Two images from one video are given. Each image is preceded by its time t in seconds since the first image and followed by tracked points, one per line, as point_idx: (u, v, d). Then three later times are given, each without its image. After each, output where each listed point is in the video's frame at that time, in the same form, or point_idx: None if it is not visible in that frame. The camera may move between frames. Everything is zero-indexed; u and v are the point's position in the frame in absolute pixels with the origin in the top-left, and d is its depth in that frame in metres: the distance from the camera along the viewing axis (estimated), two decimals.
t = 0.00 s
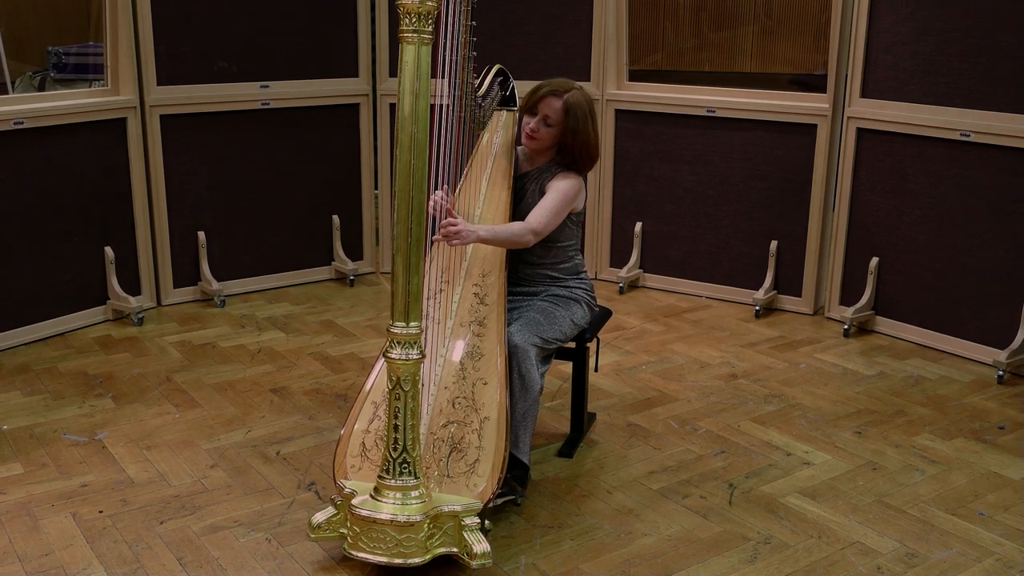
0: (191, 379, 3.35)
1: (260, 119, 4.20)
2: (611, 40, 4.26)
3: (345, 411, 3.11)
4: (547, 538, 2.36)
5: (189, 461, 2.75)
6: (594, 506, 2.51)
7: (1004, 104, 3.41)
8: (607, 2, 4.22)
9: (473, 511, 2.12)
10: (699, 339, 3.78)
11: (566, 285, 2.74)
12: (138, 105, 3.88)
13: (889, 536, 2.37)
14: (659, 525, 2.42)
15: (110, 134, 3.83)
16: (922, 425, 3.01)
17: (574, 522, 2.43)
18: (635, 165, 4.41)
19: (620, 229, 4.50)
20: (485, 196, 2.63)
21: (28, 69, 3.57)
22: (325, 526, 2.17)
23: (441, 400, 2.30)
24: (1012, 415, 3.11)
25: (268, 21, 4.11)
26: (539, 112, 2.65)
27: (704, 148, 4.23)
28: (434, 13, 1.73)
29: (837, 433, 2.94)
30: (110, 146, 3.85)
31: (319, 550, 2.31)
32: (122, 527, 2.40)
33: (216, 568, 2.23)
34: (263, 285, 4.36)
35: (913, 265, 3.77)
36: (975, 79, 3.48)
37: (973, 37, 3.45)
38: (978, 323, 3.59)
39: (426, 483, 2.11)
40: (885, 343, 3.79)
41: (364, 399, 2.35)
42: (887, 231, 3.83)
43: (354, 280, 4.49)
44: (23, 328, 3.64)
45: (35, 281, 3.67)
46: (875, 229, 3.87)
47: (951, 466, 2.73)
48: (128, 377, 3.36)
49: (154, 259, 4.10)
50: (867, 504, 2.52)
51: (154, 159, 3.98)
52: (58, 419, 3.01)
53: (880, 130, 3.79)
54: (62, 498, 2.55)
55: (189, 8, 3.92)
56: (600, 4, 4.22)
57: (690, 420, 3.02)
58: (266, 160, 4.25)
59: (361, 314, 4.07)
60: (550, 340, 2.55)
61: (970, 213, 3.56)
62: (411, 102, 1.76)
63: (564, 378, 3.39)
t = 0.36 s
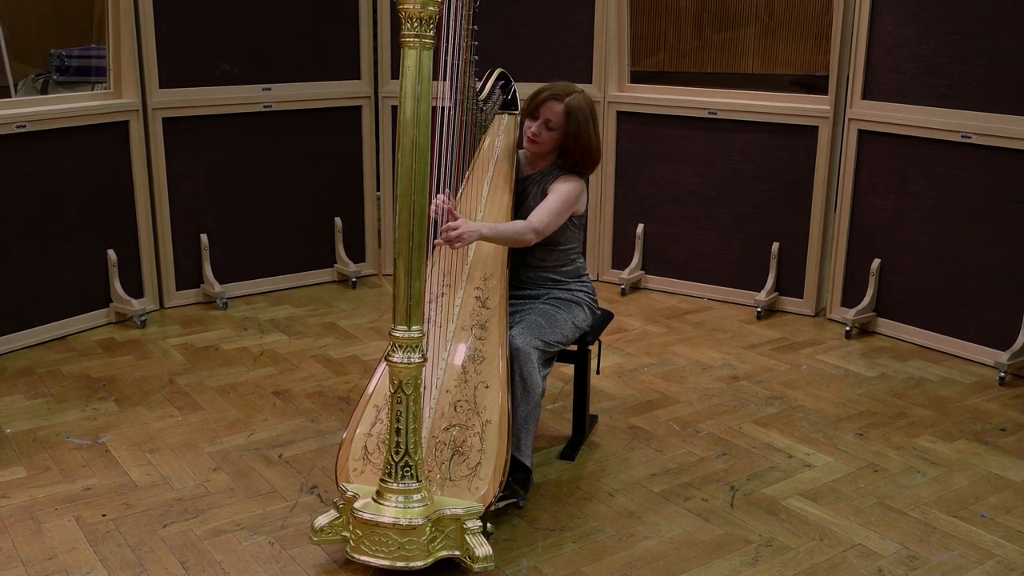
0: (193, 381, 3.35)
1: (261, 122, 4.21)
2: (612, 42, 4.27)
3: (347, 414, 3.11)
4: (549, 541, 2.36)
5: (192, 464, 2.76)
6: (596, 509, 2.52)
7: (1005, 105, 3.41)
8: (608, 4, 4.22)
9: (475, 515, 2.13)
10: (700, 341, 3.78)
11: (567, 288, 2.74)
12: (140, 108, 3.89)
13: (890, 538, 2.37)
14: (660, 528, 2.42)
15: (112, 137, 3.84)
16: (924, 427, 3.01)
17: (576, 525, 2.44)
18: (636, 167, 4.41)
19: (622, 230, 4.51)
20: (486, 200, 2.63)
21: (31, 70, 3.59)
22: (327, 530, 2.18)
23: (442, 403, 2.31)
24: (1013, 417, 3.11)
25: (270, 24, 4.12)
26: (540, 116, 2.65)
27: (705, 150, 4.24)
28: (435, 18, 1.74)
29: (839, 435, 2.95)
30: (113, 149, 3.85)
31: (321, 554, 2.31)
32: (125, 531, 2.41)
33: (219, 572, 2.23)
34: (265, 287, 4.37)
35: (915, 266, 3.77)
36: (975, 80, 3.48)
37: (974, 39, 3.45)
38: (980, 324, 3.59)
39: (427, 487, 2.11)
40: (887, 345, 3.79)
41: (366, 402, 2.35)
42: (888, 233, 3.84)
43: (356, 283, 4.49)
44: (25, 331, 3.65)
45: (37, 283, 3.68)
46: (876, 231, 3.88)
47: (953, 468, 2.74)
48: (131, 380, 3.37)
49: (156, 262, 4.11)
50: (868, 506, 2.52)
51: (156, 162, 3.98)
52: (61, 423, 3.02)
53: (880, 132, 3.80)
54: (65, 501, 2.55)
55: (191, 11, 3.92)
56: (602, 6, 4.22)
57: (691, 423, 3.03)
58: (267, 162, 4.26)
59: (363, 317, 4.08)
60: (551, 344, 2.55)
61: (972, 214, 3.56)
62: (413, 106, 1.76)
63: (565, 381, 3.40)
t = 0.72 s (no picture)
0: (196, 384, 3.36)
1: (264, 125, 4.21)
2: (614, 44, 4.28)
3: (350, 417, 3.12)
4: (551, 544, 2.37)
5: (195, 467, 2.77)
6: (598, 513, 2.52)
7: (1007, 108, 3.41)
8: (610, 6, 4.23)
9: (478, 519, 2.13)
10: (702, 344, 3.79)
11: (569, 291, 2.75)
12: (143, 111, 3.90)
13: (892, 542, 2.38)
14: (662, 531, 2.43)
15: (115, 140, 3.85)
16: (925, 430, 3.01)
17: (578, 528, 2.44)
18: (638, 169, 4.42)
19: (623, 232, 4.51)
20: (489, 204, 2.63)
21: (33, 72, 3.59)
22: (331, 534, 2.18)
23: (445, 407, 2.31)
24: (1015, 420, 3.11)
25: (272, 27, 4.13)
26: (543, 120, 2.66)
27: (706, 152, 4.25)
28: (438, 24, 1.76)
29: (840, 438, 2.95)
30: (115, 152, 3.86)
31: (325, 558, 2.32)
32: (129, 535, 2.41)
33: None
34: (267, 289, 4.37)
35: (916, 269, 3.77)
36: (977, 83, 3.49)
37: (975, 42, 3.46)
38: (981, 327, 3.60)
39: (430, 490, 2.12)
40: (888, 347, 3.79)
41: (369, 406, 2.36)
42: (890, 236, 3.84)
43: (358, 285, 4.50)
44: (27, 334, 3.65)
45: (40, 286, 3.69)
46: (878, 233, 3.88)
47: (954, 472, 2.74)
48: (134, 383, 3.37)
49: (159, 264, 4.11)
50: (871, 510, 2.53)
51: (158, 165, 3.99)
52: (64, 426, 3.03)
53: (882, 134, 3.80)
54: (69, 505, 2.56)
55: (194, 14, 3.93)
56: (603, 8, 4.23)
57: (693, 426, 3.03)
58: (270, 165, 4.27)
59: (365, 319, 4.09)
60: (554, 347, 2.56)
61: (973, 217, 3.56)
62: (416, 111, 1.77)
63: (567, 384, 3.40)
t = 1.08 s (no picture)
0: (200, 385, 3.36)
1: (266, 126, 4.22)
2: (616, 44, 4.28)
3: (354, 418, 3.12)
4: (557, 545, 2.37)
5: (200, 468, 2.77)
6: (603, 513, 2.53)
7: (1009, 109, 3.42)
8: (612, 6, 4.23)
9: (483, 520, 2.14)
10: (705, 344, 3.79)
11: (573, 292, 2.75)
12: (146, 112, 3.90)
13: (896, 542, 2.38)
14: (667, 531, 2.43)
15: (117, 141, 3.85)
16: (928, 430, 3.02)
17: (583, 529, 2.45)
18: (640, 170, 4.42)
19: (626, 232, 4.52)
20: (493, 204, 2.63)
21: (36, 73, 3.59)
22: (337, 535, 2.19)
23: (450, 408, 2.31)
24: (1018, 419, 3.12)
25: (275, 28, 4.13)
26: (547, 121, 2.66)
27: (709, 153, 4.25)
28: (442, 25, 1.75)
29: (844, 438, 2.96)
30: (118, 153, 3.86)
31: (330, 558, 2.32)
32: (134, 536, 2.42)
33: None
34: (270, 290, 4.38)
35: (919, 269, 3.78)
36: (979, 83, 3.49)
37: (978, 43, 3.46)
38: (984, 327, 3.60)
39: (436, 492, 2.13)
40: (891, 347, 3.80)
41: (374, 407, 2.36)
42: (892, 236, 3.85)
43: (360, 285, 4.50)
44: (31, 334, 3.66)
45: (44, 287, 3.69)
46: (880, 233, 3.89)
47: (958, 471, 2.75)
48: (138, 383, 3.38)
49: (162, 264, 4.11)
50: (874, 509, 2.54)
51: (162, 166, 3.99)
52: (69, 427, 3.03)
53: (884, 135, 3.81)
54: (74, 506, 2.56)
55: (197, 15, 3.93)
56: (605, 8, 4.23)
57: (697, 426, 3.04)
58: (272, 165, 4.27)
59: (368, 320, 4.09)
60: (558, 348, 2.56)
61: (976, 218, 3.57)
62: (420, 113, 1.77)
63: (571, 384, 3.41)
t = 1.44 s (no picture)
0: (206, 383, 3.39)
1: (271, 126, 4.24)
2: (620, 45, 4.30)
3: (360, 416, 3.14)
4: (563, 542, 2.39)
5: (208, 466, 2.79)
6: (608, 511, 2.55)
7: (1012, 111, 3.44)
8: (616, 7, 4.25)
9: (491, 518, 2.16)
10: (708, 344, 3.81)
11: (579, 293, 2.77)
12: (152, 111, 3.92)
13: (900, 540, 2.40)
14: (673, 529, 2.46)
15: (124, 140, 3.87)
16: (931, 430, 3.04)
17: (589, 527, 2.47)
18: (644, 170, 4.45)
19: (629, 233, 4.54)
20: (500, 204, 2.64)
21: (41, 73, 3.60)
22: (346, 533, 2.20)
23: (458, 407, 2.33)
24: (1019, 419, 3.14)
25: (280, 28, 4.15)
26: (552, 123, 2.69)
27: (712, 154, 4.27)
28: (452, 29, 1.76)
29: (847, 438, 2.98)
30: (125, 153, 3.88)
31: (339, 555, 2.34)
32: (144, 532, 2.44)
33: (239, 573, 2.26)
34: (275, 289, 4.40)
35: (920, 270, 3.80)
36: (982, 86, 3.51)
37: (981, 45, 3.48)
38: (985, 328, 3.62)
39: (444, 490, 2.15)
40: (892, 348, 3.82)
41: (382, 406, 2.38)
42: (894, 237, 3.87)
43: (364, 285, 4.52)
44: (38, 333, 3.68)
45: (50, 286, 3.71)
46: (882, 235, 3.91)
47: (961, 471, 2.77)
48: (145, 382, 3.40)
49: (167, 263, 4.13)
50: (878, 508, 2.56)
51: (168, 165, 4.01)
52: (77, 424, 3.05)
53: (887, 137, 3.83)
54: (84, 503, 2.58)
55: (202, 16, 3.95)
56: (609, 9, 4.25)
57: (701, 425, 3.06)
58: (277, 165, 4.29)
59: (373, 319, 4.11)
60: (565, 348, 2.58)
61: (978, 219, 3.59)
62: (430, 115, 1.79)
63: (575, 383, 3.43)
